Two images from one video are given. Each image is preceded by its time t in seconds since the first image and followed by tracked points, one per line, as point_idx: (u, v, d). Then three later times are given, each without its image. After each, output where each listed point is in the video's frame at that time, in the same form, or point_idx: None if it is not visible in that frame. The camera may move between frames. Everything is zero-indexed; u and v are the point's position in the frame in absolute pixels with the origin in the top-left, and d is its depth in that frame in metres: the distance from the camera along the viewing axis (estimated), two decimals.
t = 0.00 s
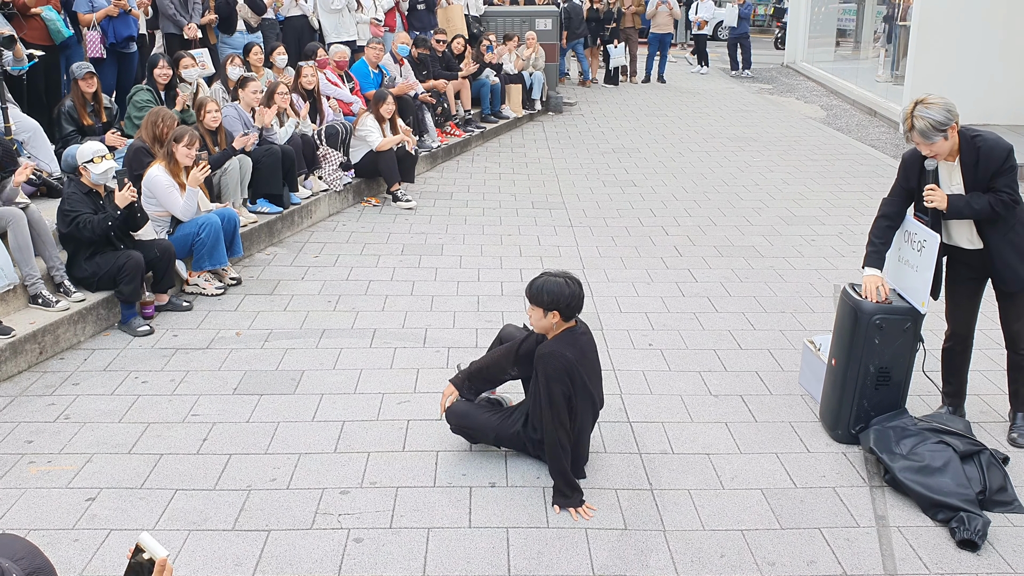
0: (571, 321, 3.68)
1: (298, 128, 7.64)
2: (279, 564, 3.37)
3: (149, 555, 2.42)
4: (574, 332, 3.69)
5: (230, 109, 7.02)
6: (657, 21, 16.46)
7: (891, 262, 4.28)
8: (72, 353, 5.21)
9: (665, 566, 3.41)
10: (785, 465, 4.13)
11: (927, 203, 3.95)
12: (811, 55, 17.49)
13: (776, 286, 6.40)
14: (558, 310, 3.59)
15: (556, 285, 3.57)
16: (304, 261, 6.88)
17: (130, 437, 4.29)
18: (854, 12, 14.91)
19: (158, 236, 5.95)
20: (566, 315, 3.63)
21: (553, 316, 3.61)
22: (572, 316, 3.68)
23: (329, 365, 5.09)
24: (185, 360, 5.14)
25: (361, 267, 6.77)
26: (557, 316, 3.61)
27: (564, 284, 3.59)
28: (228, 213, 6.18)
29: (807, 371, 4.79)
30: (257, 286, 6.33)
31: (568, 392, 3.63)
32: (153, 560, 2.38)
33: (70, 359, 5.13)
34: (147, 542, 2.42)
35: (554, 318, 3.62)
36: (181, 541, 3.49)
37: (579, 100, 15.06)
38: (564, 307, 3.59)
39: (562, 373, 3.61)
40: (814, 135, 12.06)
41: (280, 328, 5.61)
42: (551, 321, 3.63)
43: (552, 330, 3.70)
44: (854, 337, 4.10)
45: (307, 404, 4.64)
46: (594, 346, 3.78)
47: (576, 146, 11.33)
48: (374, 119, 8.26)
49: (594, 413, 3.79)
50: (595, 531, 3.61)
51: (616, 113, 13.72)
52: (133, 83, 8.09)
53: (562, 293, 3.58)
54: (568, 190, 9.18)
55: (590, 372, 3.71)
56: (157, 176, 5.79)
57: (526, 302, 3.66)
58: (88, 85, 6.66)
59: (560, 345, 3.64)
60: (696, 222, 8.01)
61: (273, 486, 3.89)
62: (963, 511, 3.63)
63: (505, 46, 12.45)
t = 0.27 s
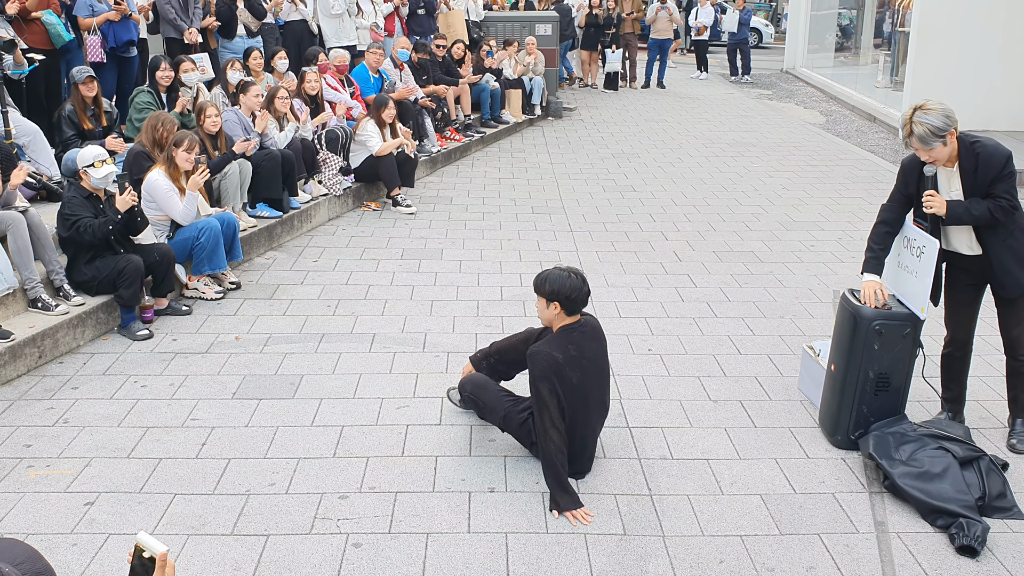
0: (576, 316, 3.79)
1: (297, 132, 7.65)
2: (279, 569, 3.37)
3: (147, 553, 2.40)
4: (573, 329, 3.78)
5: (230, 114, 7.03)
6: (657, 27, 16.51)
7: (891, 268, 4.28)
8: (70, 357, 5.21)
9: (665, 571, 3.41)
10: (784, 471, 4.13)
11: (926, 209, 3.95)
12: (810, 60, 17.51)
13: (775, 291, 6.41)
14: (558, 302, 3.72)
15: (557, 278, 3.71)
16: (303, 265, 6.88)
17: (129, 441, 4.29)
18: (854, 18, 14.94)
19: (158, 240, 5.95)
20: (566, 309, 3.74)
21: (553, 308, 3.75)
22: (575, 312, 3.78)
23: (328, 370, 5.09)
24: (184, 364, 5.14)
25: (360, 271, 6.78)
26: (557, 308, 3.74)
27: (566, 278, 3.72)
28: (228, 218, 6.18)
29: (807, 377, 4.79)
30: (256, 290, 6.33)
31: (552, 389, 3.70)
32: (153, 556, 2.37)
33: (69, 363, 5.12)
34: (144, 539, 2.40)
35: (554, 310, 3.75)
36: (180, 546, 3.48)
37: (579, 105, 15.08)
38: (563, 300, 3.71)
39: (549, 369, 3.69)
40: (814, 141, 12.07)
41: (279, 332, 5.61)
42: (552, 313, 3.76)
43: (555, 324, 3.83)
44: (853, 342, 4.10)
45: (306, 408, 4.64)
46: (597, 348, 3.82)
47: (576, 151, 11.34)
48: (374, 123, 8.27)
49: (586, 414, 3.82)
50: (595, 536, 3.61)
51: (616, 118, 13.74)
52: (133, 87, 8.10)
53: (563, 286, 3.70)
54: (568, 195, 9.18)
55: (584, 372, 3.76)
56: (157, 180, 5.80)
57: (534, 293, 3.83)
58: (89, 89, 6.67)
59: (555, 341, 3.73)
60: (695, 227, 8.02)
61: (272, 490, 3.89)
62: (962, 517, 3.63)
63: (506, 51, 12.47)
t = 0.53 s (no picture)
0: (581, 310, 3.85)
1: (296, 135, 7.66)
2: (278, 572, 3.36)
3: (150, 548, 2.38)
4: (578, 323, 3.83)
5: (228, 117, 7.03)
6: (655, 31, 16.55)
7: (888, 273, 4.29)
8: (68, 359, 5.20)
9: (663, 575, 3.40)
10: (781, 475, 4.13)
11: (924, 213, 3.94)
12: (809, 65, 17.54)
13: (773, 295, 6.41)
14: (563, 295, 3.79)
15: (565, 271, 3.78)
16: (301, 268, 6.89)
17: (127, 444, 4.28)
18: (852, 22, 14.96)
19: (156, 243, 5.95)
20: (572, 302, 3.80)
21: (558, 301, 3.81)
22: (581, 307, 3.84)
23: (326, 373, 5.09)
24: (182, 367, 5.13)
25: (358, 274, 6.78)
26: (562, 301, 3.80)
27: (574, 272, 3.78)
28: (226, 221, 6.18)
29: (804, 381, 4.79)
30: (254, 293, 6.34)
31: (549, 379, 3.75)
32: (153, 551, 2.36)
33: (67, 366, 5.12)
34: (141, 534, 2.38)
35: (560, 303, 3.81)
36: (178, 549, 3.47)
37: (578, 109, 15.09)
38: (569, 293, 3.77)
39: (549, 359, 3.73)
40: (812, 145, 12.09)
41: (277, 335, 5.61)
42: (557, 306, 3.82)
43: (560, 317, 3.87)
44: (851, 346, 4.10)
45: (304, 412, 4.64)
46: (600, 344, 3.86)
47: (574, 155, 11.35)
48: (374, 127, 8.30)
49: (583, 408, 3.87)
50: (593, 540, 3.61)
51: (614, 122, 13.76)
52: (132, 90, 8.12)
53: (569, 280, 3.77)
54: (566, 198, 9.19)
55: (586, 366, 3.80)
56: (156, 183, 5.80)
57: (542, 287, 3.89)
58: (88, 92, 6.67)
59: (559, 333, 3.78)
60: (694, 231, 8.02)
61: (270, 494, 3.88)
62: (959, 521, 3.63)
63: (505, 55, 12.49)
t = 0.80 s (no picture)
0: (580, 310, 3.99)
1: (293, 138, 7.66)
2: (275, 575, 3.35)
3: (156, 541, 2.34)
4: (575, 320, 3.96)
5: (226, 119, 7.03)
6: (652, 33, 16.61)
7: (885, 276, 4.29)
8: (65, 362, 5.19)
9: None
10: (778, 478, 4.13)
11: (923, 216, 3.94)
12: (806, 67, 17.56)
13: (770, 298, 6.42)
14: (564, 292, 3.93)
15: (567, 270, 3.92)
16: (298, 271, 6.87)
17: (124, 446, 4.27)
18: (849, 25, 14.98)
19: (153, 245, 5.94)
20: (572, 301, 3.94)
21: (558, 297, 3.94)
22: (580, 306, 3.98)
23: (322, 376, 5.08)
24: (179, 369, 5.12)
25: (355, 277, 6.77)
26: (562, 298, 3.94)
27: (575, 271, 3.93)
28: (223, 223, 6.18)
29: (802, 384, 4.79)
30: (251, 296, 6.32)
31: (531, 364, 3.85)
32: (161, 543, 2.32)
33: (63, 369, 5.11)
34: (148, 527, 2.33)
35: (560, 299, 3.95)
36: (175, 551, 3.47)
37: (576, 111, 15.10)
38: (569, 291, 3.91)
39: (540, 347, 3.86)
40: (809, 148, 12.10)
41: (274, 338, 5.60)
42: (557, 303, 3.96)
43: (558, 315, 4.00)
44: (848, 349, 4.10)
45: (301, 414, 4.63)
46: (597, 342, 3.98)
47: (572, 158, 11.36)
48: (370, 129, 8.28)
49: (575, 403, 3.97)
50: (590, 543, 3.60)
51: (612, 125, 13.77)
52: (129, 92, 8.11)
53: (570, 278, 3.91)
54: (563, 201, 9.19)
55: (579, 361, 3.93)
56: (153, 185, 5.79)
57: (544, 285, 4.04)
58: (85, 95, 6.67)
59: (555, 326, 3.92)
60: (691, 233, 8.03)
61: (267, 496, 3.88)
62: (956, 524, 3.63)
63: (502, 57, 12.49)
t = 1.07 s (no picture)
0: (565, 309, 4.04)
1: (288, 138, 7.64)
2: None
3: (159, 540, 2.40)
4: (560, 318, 4.02)
5: (219, 119, 7.01)
6: (647, 35, 16.71)
7: (880, 277, 4.29)
8: (58, 363, 5.17)
9: None
10: (773, 479, 4.13)
11: (918, 217, 3.96)
12: (800, 69, 17.59)
13: (765, 299, 6.42)
14: (549, 292, 3.98)
15: (552, 271, 3.96)
16: (292, 272, 6.86)
17: (118, 448, 4.25)
18: (843, 27, 15.02)
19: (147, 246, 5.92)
20: (557, 300, 3.99)
21: (543, 297, 3.99)
22: (566, 305, 4.03)
23: (317, 377, 5.06)
24: (173, 370, 5.11)
25: (350, 278, 6.76)
26: (547, 298, 3.99)
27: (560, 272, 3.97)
28: (218, 224, 6.16)
29: (796, 385, 4.79)
30: (245, 296, 6.31)
31: (509, 355, 3.99)
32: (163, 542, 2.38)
33: (57, 370, 5.08)
34: (149, 527, 2.40)
35: (546, 300, 4.00)
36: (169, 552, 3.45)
37: (571, 112, 15.11)
38: (553, 292, 3.96)
39: (518, 339, 3.97)
40: (803, 149, 12.12)
41: (268, 339, 5.58)
42: (542, 302, 4.02)
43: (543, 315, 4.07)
44: (842, 350, 4.11)
45: (295, 415, 4.62)
46: (580, 340, 4.03)
47: (566, 159, 11.35)
48: (364, 130, 8.30)
49: (555, 399, 4.02)
50: (585, 544, 3.60)
51: (606, 126, 13.77)
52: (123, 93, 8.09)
53: (554, 279, 3.95)
54: (558, 202, 9.18)
55: (560, 357, 3.99)
56: (147, 185, 5.77)
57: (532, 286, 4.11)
58: (79, 95, 6.65)
59: (537, 324, 4.01)
60: (685, 234, 8.03)
61: (261, 498, 3.86)
62: (950, 524, 3.63)
63: (497, 58, 12.49)
